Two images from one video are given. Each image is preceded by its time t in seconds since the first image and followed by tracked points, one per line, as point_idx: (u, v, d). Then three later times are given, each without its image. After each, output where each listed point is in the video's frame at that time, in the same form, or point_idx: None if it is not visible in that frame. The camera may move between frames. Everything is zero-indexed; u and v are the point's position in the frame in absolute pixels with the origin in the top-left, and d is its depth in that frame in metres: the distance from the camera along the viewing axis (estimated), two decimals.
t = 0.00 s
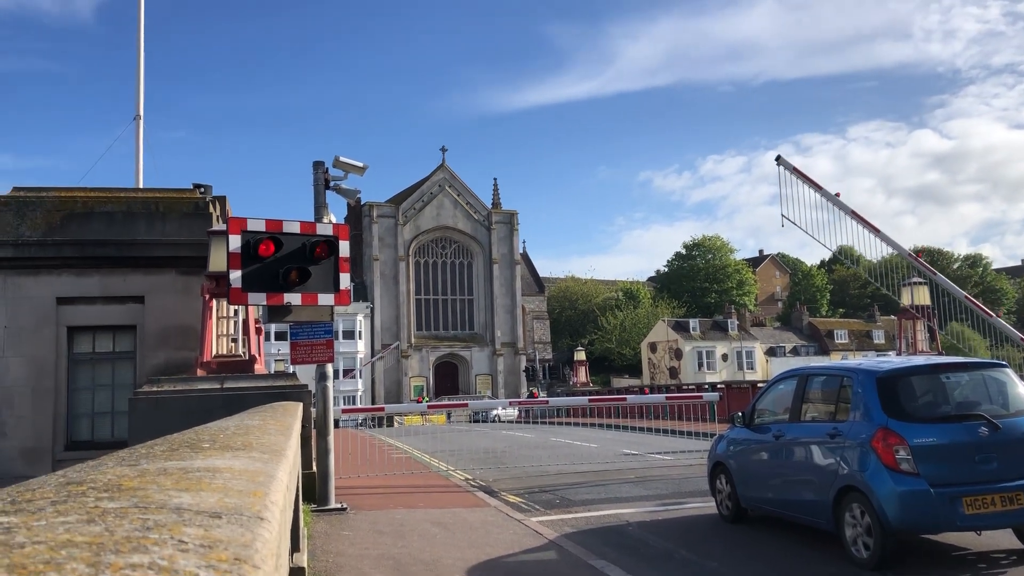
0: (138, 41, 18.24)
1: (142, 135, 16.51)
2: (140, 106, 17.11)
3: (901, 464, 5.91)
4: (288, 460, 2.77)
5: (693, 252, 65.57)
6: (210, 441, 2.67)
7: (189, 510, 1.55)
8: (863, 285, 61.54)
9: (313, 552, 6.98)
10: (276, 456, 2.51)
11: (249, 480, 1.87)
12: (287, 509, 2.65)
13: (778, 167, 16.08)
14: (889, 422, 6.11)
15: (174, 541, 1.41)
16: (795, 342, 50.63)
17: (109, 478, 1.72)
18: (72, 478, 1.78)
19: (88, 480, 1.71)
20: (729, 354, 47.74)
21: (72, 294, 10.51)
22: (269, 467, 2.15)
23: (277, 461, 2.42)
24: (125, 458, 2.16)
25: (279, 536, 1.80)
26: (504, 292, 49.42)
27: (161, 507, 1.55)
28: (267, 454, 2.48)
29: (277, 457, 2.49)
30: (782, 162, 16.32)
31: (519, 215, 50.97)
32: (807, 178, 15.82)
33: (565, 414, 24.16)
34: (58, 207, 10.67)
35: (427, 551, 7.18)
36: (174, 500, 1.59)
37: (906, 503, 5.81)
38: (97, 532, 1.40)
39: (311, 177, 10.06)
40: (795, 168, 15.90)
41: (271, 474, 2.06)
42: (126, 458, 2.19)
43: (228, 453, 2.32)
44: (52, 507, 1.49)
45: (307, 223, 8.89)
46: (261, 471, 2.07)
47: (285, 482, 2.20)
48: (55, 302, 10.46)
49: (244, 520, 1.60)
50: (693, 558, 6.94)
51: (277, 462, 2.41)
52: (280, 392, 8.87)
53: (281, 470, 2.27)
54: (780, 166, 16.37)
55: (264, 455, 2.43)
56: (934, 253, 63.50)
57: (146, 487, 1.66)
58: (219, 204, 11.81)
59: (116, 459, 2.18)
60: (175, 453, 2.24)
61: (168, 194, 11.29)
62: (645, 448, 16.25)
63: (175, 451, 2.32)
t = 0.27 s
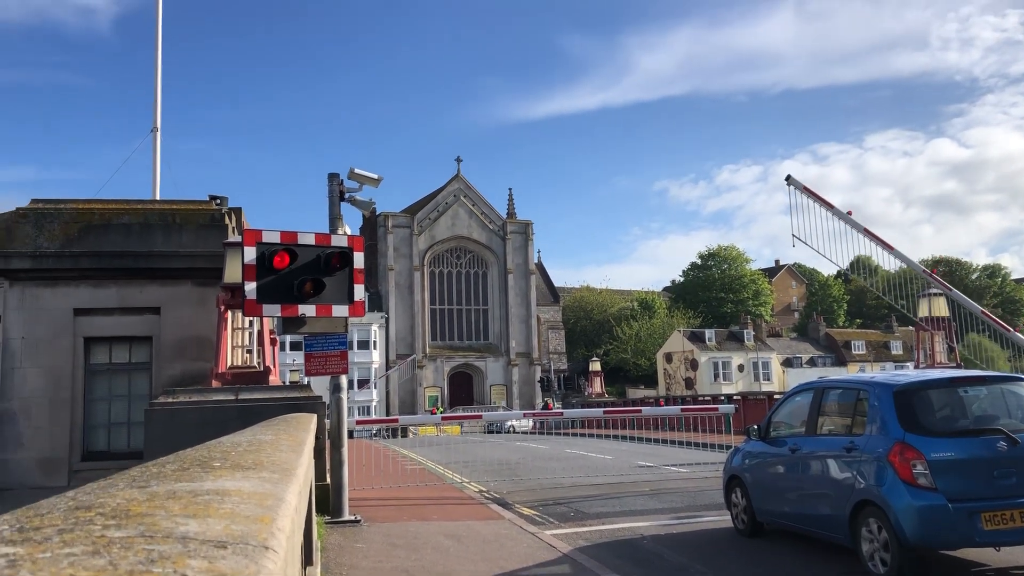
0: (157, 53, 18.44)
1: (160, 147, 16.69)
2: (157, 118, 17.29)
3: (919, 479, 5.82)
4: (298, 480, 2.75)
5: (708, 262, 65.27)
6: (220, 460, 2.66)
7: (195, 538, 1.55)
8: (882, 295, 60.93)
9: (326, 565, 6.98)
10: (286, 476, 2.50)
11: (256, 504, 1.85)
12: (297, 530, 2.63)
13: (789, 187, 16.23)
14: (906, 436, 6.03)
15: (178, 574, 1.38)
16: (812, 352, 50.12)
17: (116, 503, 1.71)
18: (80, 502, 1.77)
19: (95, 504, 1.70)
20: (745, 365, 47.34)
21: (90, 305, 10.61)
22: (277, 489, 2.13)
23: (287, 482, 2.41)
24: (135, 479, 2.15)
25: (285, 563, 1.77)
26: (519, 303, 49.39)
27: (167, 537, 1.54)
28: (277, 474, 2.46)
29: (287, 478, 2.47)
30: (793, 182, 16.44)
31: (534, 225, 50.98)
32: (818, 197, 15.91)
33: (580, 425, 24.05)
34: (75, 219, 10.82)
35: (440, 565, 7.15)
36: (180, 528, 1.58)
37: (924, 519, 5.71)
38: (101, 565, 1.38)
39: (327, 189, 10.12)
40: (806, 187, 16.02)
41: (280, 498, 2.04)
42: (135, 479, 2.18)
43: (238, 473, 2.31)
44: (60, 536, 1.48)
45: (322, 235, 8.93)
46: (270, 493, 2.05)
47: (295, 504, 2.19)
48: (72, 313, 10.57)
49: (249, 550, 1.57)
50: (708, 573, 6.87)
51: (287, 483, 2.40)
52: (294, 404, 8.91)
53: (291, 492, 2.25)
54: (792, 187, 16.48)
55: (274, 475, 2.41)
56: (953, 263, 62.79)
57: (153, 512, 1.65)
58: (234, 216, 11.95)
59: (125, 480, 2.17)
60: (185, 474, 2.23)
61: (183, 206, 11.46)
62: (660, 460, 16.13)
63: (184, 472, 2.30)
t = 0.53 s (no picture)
0: (177, 67, 18.67)
1: (179, 159, 16.88)
2: (177, 131, 17.48)
3: (938, 492, 5.73)
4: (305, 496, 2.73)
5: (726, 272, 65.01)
6: (229, 477, 2.63)
7: (197, 563, 1.44)
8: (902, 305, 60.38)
9: None
10: (292, 495, 2.45)
11: (260, 526, 1.82)
12: (305, 549, 2.59)
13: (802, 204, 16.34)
14: (924, 449, 5.93)
15: None
16: (832, 362, 49.64)
17: (119, 524, 1.68)
18: (84, 523, 1.74)
19: (98, 526, 1.66)
20: (764, 375, 46.97)
21: (110, 316, 10.75)
22: (283, 509, 2.10)
23: (293, 501, 2.36)
24: (141, 498, 2.13)
25: None
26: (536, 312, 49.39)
27: (165, 562, 1.43)
28: (283, 492, 2.42)
29: (293, 496, 2.43)
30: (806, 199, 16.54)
31: (551, 235, 51.02)
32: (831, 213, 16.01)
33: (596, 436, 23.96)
34: (96, 230, 10.94)
35: None
36: (180, 552, 1.47)
37: (944, 533, 5.61)
38: None
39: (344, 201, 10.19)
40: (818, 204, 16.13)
41: (285, 519, 2.00)
42: (141, 498, 2.15)
43: (244, 492, 2.27)
44: (55, 562, 1.39)
45: (339, 246, 8.98)
46: (276, 514, 2.02)
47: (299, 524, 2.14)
48: (92, 324, 10.70)
49: None
50: None
51: (293, 501, 2.36)
52: (311, 414, 8.95)
53: (296, 511, 2.22)
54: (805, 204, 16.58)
55: (280, 493, 2.38)
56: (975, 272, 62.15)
57: (154, 535, 1.59)
58: (253, 227, 12.05)
59: (133, 499, 2.14)
60: (193, 492, 2.21)
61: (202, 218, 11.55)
62: (677, 471, 16.03)
63: (189, 491, 2.27)
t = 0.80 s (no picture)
0: (201, 77, 18.92)
1: (203, 168, 17.09)
2: (201, 140, 17.71)
3: (962, 504, 5.61)
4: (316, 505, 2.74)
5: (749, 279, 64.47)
6: (240, 486, 2.64)
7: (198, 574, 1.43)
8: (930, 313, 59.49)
9: None
10: (302, 504, 2.46)
11: (265, 537, 1.83)
12: (315, 559, 2.59)
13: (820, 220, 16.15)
14: (948, 460, 5.81)
15: None
16: (857, 371, 48.97)
17: (125, 535, 1.69)
18: (90, 534, 1.75)
19: (104, 537, 1.68)
20: (788, 384, 46.43)
21: (133, 323, 10.89)
22: (291, 520, 2.11)
23: (302, 510, 2.37)
24: (152, 508, 2.15)
25: None
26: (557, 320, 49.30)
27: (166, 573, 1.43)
28: (292, 502, 2.43)
29: (302, 507, 2.44)
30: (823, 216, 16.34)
31: (572, 242, 50.94)
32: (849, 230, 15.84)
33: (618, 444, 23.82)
34: (119, 238, 11.06)
35: None
36: (181, 564, 1.47)
37: (969, 546, 5.49)
38: None
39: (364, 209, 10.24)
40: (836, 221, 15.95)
41: (291, 530, 2.01)
42: (151, 508, 2.17)
43: (253, 502, 2.28)
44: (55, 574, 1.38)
45: (359, 254, 9.03)
46: (283, 525, 2.02)
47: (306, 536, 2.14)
48: (116, 331, 10.85)
49: None
50: None
51: (302, 511, 2.36)
52: (331, 421, 9.00)
53: (304, 521, 2.23)
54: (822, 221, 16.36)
55: (289, 503, 2.39)
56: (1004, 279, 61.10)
57: (158, 546, 1.60)
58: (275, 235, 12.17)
59: (144, 508, 2.17)
60: (203, 502, 2.23)
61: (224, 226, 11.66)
62: (699, 481, 15.87)
63: (199, 500, 2.28)
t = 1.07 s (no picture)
0: (211, 78, 18.98)
1: (212, 169, 17.16)
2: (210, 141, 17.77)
3: (972, 510, 5.57)
4: (322, 509, 2.74)
5: (758, 282, 64.26)
6: (246, 490, 2.64)
7: None
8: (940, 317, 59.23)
9: None
10: (307, 509, 2.45)
11: (270, 544, 1.82)
12: (320, 563, 2.59)
13: (826, 233, 16.07)
14: (958, 466, 5.77)
15: None
16: (866, 375, 48.75)
17: (130, 542, 1.69)
18: (96, 540, 1.75)
19: (109, 543, 1.68)
20: (797, 387, 46.26)
21: (142, 324, 10.94)
22: (296, 526, 2.10)
23: (307, 516, 2.37)
24: (158, 512, 2.16)
25: None
26: (565, 322, 49.29)
27: None
28: (298, 507, 2.42)
29: (307, 511, 2.44)
30: (829, 228, 16.26)
31: (580, 244, 50.91)
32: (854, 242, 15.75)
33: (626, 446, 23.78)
34: (128, 238, 11.07)
35: None
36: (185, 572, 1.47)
37: (978, 553, 5.44)
38: None
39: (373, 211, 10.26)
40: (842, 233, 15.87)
41: (296, 537, 2.00)
42: (157, 512, 2.17)
43: (259, 507, 2.27)
44: None
45: (368, 256, 9.05)
46: (289, 531, 2.03)
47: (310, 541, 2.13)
48: (125, 331, 10.91)
49: None
50: None
51: (308, 516, 2.36)
52: (339, 422, 9.02)
53: (310, 527, 2.23)
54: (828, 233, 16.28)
55: (295, 508, 2.39)
56: (1014, 283, 60.76)
57: (163, 554, 1.59)
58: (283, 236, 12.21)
59: (149, 513, 2.17)
60: (209, 506, 2.23)
61: (233, 227, 11.69)
62: (706, 484, 15.83)
63: (204, 505, 2.28)
